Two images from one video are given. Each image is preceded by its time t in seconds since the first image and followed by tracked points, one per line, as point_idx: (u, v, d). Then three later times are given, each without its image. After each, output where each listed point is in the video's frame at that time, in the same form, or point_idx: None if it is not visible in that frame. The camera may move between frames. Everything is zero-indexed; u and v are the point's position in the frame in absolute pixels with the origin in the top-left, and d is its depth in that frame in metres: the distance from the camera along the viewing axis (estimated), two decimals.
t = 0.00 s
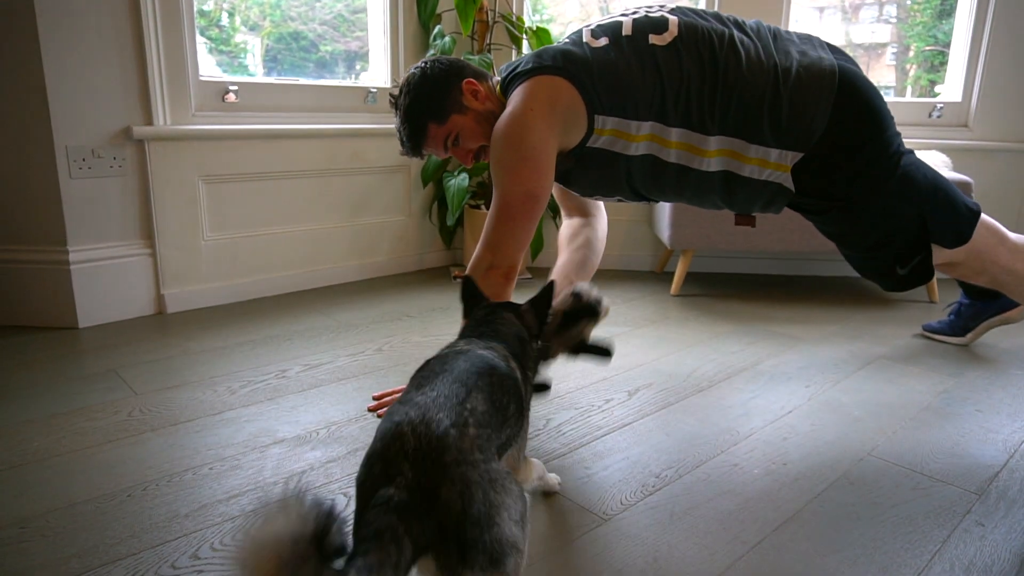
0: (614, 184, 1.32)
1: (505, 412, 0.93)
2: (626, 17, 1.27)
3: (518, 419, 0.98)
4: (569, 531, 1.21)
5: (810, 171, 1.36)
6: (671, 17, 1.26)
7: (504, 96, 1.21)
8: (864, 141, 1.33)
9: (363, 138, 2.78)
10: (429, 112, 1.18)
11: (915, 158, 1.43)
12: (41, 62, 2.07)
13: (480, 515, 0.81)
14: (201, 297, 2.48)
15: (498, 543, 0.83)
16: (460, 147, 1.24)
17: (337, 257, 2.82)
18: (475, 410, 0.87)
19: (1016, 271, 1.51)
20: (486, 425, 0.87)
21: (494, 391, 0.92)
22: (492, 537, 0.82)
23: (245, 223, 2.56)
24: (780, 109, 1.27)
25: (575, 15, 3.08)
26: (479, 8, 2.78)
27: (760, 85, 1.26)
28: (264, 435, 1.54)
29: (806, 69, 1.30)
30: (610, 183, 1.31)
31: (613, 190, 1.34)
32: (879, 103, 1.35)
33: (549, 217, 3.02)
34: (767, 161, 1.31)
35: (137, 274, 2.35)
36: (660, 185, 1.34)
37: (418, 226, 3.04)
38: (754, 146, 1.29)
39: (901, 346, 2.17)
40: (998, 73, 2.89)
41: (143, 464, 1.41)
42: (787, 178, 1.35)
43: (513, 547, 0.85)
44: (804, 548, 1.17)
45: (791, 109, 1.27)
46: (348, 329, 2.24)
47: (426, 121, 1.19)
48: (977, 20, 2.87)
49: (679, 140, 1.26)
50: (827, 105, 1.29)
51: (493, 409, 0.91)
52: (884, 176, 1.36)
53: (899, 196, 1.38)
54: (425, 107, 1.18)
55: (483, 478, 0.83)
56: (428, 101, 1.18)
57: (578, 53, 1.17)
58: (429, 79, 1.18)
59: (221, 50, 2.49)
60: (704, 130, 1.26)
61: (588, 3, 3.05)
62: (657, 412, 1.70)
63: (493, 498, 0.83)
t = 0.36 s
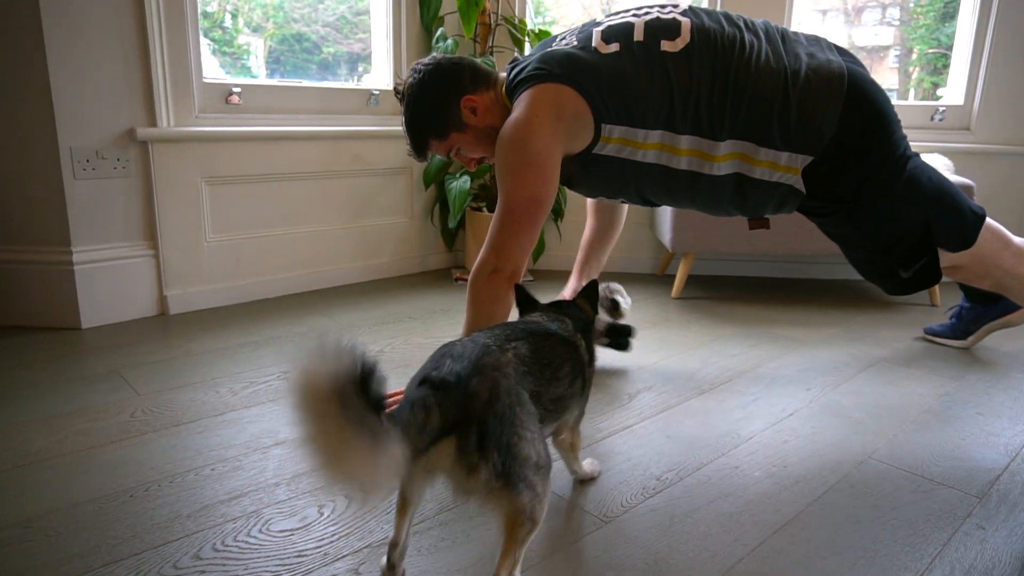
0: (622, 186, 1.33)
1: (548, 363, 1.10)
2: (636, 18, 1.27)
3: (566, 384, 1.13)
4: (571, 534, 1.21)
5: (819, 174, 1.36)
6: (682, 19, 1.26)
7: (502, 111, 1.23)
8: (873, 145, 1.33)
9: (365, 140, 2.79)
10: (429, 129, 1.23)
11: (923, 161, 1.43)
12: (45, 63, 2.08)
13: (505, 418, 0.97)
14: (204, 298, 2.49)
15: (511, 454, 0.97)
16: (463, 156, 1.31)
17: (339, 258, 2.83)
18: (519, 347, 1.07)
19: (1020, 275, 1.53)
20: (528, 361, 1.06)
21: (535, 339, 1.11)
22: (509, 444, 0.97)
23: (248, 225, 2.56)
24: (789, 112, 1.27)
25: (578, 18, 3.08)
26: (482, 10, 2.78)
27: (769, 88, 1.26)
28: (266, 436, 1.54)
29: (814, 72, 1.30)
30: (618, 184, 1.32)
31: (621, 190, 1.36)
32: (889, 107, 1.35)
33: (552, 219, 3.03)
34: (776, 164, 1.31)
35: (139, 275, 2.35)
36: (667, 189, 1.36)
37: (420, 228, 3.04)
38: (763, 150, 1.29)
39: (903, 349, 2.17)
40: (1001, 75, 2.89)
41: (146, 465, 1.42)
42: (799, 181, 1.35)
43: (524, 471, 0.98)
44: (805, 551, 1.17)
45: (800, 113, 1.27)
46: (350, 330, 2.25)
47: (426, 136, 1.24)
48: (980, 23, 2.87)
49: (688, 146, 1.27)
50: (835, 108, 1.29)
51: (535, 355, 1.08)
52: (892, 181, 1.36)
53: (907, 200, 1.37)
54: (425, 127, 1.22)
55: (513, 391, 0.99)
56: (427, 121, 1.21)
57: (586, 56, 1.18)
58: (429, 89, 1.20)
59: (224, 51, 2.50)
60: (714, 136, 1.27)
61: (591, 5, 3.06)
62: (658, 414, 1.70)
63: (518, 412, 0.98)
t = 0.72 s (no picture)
0: (620, 189, 1.33)
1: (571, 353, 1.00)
2: (634, 21, 1.27)
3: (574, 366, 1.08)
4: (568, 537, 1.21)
5: (819, 180, 1.37)
6: (679, 22, 1.26)
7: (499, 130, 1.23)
8: (870, 148, 1.34)
9: (363, 143, 2.79)
10: (428, 139, 1.25)
11: (919, 163, 1.44)
12: (42, 65, 2.08)
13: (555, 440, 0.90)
14: (201, 301, 2.49)
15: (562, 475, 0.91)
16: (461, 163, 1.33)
17: (337, 261, 2.83)
18: (551, 349, 0.94)
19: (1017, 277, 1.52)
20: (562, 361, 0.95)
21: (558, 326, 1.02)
22: (563, 469, 0.90)
23: (245, 227, 2.56)
24: (788, 114, 1.27)
25: (575, 21, 3.09)
26: (480, 14, 2.79)
27: (768, 90, 1.26)
28: (263, 439, 1.54)
29: (813, 73, 1.30)
30: (617, 188, 1.32)
31: (620, 194, 1.36)
32: (886, 109, 1.36)
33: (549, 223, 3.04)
34: (775, 166, 1.32)
35: (136, 278, 2.35)
36: (666, 193, 1.36)
37: (418, 231, 3.04)
38: (761, 151, 1.30)
39: (900, 353, 2.17)
40: (997, 80, 2.90)
41: (143, 467, 1.41)
42: (797, 183, 1.36)
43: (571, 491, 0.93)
44: (802, 554, 1.18)
45: (798, 115, 1.28)
46: (348, 333, 2.25)
47: (426, 145, 1.26)
48: (976, 27, 2.88)
49: (688, 149, 1.28)
50: (833, 110, 1.30)
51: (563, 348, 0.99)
52: (890, 182, 1.37)
53: (905, 202, 1.39)
54: (421, 135, 1.24)
55: (558, 409, 0.91)
56: (423, 130, 1.23)
57: (586, 59, 1.17)
58: (428, 96, 1.20)
59: (221, 54, 2.50)
60: (714, 138, 1.27)
61: (588, 9, 3.07)
62: (656, 417, 1.70)
63: (564, 429, 0.92)
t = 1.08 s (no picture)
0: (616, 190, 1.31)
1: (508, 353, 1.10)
2: (622, 24, 1.28)
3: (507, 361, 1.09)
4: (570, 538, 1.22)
5: (808, 172, 1.38)
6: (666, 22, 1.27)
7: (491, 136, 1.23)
8: (858, 138, 1.35)
9: (364, 143, 2.78)
10: (420, 144, 1.24)
11: (903, 155, 1.46)
12: (43, 65, 2.08)
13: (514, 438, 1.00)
14: (202, 301, 2.49)
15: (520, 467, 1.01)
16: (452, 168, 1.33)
17: (337, 262, 2.82)
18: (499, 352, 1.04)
19: (1004, 265, 1.52)
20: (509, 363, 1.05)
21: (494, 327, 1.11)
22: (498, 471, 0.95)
23: (246, 228, 2.56)
24: (776, 108, 1.28)
25: (576, 22, 3.09)
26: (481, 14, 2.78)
27: (756, 86, 1.27)
28: (264, 439, 1.54)
29: (797, 68, 1.32)
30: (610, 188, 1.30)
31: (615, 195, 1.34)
32: (868, 103, 1.37)
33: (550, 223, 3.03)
34: (765, 153, 1.31)
35: (137, 278, 2.35)
36: (661, 187, 1.34)
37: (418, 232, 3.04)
38: (752, 139, 1.29)
39: (900, 354, 2.17)
40: (998, 81, 2.90)
41: (143, 468, 1.41)
42: (787, 169, 1.35)
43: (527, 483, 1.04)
44: (803, 556, 1.17)
45: (786, 109, 1.29)
46: (349, 333, 2.25)
47: (418, 150, 1.25)
48: (977, 29, 2.88)
49: (682, 139, 1.26)
50: (818, 104, 1.31)
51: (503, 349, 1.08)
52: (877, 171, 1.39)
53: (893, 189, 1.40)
54: (414, 139, 1.23)
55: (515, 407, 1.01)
56: (417, 134, 1.23)
57: (581, 59, 1.18)
58: (421, 101, 1.20)
59: (222, 54, 2.50)
60: (707, 127, 1.27)
61: (588, 10, 3.07)
62: (657, 418, 1.70)
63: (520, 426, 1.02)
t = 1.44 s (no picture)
0: (625, 167, 1.31)
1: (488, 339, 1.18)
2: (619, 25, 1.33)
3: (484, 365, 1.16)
4: (572, 537, 1.22)
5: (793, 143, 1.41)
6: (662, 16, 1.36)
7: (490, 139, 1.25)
8: (838, 105, 1.40)
9: (367, 142, 2.78)
10: (426, 145, 1.26)
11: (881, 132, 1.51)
12: (47, 63, 2.08)
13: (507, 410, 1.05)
14: (204, 299, 2.49)
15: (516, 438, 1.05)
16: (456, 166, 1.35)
17: (340, 261, 2.83)
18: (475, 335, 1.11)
19: (982, 238, 1.51)
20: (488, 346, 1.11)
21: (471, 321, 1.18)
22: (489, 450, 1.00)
23: (249, 226, 2.56)
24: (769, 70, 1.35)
25: (579, 21, 3.09)
26: (484, 14, 2.78)
27: (754, 54, 1.35)
28: (267, 438, 1.54)
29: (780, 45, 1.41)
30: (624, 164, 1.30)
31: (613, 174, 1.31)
32: (844, 78, 1.43)
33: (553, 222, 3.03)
34: (772, 106, 1.35)
35: (140, 276, 2.35)
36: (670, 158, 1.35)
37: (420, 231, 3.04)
38: (757, 93, 1.34)
39: (903, 355, 2.17)
40: (1002, 82, 2.89)
41: (145, 466, 1.41)
42: (793, 120, 1.38)
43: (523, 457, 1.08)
44: (806, 556, 1.17)
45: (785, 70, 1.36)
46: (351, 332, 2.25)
47: (424, 150, 1.28)
48: (981, 30, 2.87)
49: (691, 103, 1.29)
50: (811, 71, 1.38)
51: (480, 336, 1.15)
52: (859, 139, 1.41)
53: (877, 154, 1.42)
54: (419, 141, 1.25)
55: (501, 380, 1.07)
56: (421, 137, 1.24)
57: (596, 51, 1.19)
58: (427, 103, 1.21)
59: (225, 52, 2.50)
60: (715, 89, 1.31)
61: (591, 10, 3.07)
62: (660, 418, 1.70)
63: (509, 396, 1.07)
